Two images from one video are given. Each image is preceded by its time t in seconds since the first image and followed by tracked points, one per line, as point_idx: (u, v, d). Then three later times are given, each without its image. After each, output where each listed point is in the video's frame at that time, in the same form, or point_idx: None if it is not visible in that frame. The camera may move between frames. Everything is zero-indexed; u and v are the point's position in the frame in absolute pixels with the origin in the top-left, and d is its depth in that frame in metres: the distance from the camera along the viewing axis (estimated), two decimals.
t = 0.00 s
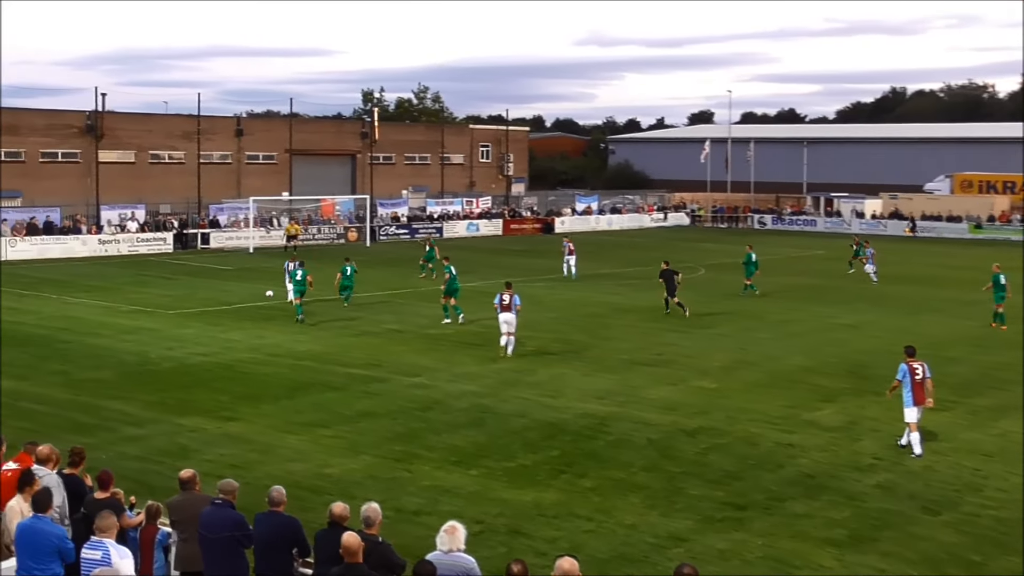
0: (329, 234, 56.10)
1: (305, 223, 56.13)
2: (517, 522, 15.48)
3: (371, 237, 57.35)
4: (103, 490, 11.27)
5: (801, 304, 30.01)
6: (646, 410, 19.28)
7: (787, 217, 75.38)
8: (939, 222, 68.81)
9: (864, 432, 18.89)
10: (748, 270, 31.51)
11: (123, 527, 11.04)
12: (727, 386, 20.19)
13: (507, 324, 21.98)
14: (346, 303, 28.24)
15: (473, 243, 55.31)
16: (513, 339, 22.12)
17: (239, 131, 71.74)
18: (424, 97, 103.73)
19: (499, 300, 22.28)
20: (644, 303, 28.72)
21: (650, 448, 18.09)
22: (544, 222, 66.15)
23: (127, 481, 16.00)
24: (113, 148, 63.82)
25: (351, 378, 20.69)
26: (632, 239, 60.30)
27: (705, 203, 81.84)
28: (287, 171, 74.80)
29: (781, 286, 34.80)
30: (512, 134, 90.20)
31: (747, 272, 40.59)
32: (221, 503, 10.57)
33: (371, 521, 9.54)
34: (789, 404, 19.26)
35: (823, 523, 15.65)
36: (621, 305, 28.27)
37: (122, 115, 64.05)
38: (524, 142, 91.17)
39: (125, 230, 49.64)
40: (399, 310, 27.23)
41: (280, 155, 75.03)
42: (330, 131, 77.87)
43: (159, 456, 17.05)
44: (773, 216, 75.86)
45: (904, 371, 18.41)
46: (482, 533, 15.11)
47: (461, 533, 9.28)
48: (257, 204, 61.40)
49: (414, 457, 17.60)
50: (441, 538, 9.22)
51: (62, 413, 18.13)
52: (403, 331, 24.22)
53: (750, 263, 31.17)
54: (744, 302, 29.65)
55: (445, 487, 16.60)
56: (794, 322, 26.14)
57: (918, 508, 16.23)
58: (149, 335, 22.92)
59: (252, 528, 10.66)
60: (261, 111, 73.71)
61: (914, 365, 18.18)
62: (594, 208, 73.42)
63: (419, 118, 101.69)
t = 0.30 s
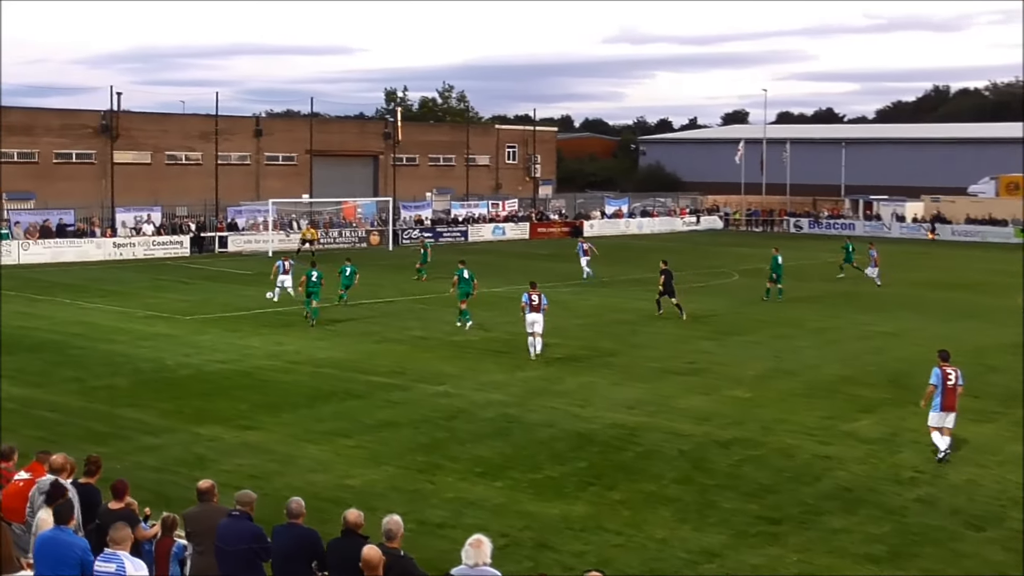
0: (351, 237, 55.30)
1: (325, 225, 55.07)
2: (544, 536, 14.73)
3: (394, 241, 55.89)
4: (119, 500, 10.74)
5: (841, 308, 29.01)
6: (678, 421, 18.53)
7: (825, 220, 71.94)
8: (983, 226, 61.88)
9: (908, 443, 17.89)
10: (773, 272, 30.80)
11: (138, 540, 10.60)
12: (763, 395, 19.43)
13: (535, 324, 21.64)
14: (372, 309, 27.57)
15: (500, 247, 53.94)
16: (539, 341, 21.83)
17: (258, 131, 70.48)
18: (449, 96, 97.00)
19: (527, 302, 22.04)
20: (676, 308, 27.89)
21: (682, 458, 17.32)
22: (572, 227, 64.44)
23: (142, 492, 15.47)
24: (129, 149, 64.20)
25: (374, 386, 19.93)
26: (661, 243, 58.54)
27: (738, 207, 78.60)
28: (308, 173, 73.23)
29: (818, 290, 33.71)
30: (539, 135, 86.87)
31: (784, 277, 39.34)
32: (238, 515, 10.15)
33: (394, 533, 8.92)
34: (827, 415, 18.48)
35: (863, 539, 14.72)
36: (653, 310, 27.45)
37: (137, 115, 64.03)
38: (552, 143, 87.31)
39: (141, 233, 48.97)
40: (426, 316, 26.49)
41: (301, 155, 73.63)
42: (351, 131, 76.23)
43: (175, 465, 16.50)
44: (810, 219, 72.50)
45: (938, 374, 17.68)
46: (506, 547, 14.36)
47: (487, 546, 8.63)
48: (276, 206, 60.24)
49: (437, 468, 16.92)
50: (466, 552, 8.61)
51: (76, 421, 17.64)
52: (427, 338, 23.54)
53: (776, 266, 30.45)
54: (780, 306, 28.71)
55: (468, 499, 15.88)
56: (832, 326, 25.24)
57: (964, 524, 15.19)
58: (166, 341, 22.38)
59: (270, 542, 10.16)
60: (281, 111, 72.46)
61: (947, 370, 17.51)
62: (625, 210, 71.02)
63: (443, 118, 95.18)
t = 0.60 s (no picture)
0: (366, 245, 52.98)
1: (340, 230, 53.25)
2: (568, 557, 13.86)
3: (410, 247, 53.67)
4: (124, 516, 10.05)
5: (877, 314, 27.93)
6: (708, 437, 17.64)
7: (861, 225, 68.10)
8: None
9: (951, 461, 16.85)
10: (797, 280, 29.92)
11: (141, 558, 9.80)
12: (798, 410, 18.52)
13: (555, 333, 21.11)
14: (390, 319, 26.74)
15: (519, 255, 52.60)
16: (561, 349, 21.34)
17: (270, 133, 68.34)
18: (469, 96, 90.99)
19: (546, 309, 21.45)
20: (705, 317, 26.95)
21: (712, 476, 16.41)
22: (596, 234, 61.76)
23: (145, 509, 14.75)
24: (135, 151, 62.63)
25: (389, 400, 19.10)
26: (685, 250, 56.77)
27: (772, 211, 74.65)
28: (321, 176, 71.43)
29: (850, 297, 32.58)
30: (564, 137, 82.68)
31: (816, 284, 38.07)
32: (247, 533, 9.43)
33: (409, 552, 8.41)
34: (866, 432, 17.56)
35: (904, 562, 13.72)
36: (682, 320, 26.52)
37: (145, 116, 62.42)
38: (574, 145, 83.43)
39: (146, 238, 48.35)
40: (445, 327, 25.61)
41: (313, 158, 71.61)
42: (367, 134, 74.24)
43: (183, 482, 15.77)
44: (845, 225, 68.68)
45: (971, 386, 16.63)
46: (525, 570, 13.48)
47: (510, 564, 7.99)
48: (289, 212, 59.20)
49: (456, 485, 16.07)
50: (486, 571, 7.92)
51: (80, 434, 16.94)
52: (446, 350, 22.68)
53: (800, 272, 29.63)
54: (812, 314, 27.72)
55: (488, 518, 15.02)
56: (868, 335, 24.26)
57: (1013, 546, 14.12)
58: (174, 351, 21.67)
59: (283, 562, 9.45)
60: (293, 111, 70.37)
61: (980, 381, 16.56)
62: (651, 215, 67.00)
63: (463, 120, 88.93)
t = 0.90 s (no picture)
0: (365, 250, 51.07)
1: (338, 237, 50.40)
2: None
3: (413, 255, 51.85)
4: (105, 545, 8.88)
5: (910, 326, 26.35)
6: (736, 458, 16.22)
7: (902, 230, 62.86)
8: None
9: (1003, 485, 15.22)
10: (822, 289, 28.63)
11: None
12: (832, 430, 17.10)
13: (568, 346, 19.98)
14: (395, 332, 25.23)
15: (531, 262, 50.54)
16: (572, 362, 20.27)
17: (261, 130, 60.10)
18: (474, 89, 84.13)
19: (561, 318, 20.32)
20: (726, 330, 25.47)
21: (739, 501, 14.90)
22: (613, 236, 58.36)
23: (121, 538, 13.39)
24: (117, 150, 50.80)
25: (391, 419, 17.63)
26: (703, 257, 54.29)
27: (804, 215, 69.37)
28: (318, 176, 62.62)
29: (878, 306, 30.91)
30: (578, 133, 75.83)
31: (843, 292, 36.21)
32: (236, 562, 8.28)
33: None
34: (907, 453, 16.14)
35: None
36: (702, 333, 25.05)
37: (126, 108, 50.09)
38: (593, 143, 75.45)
39: (128, 244, 45.83)
40: (453, 339, 24.03)
41: (309, 156, 63.02)
42: (368, 132, 65.38)
43: (165, 507, 14.42)
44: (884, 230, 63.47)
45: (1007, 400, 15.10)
46: None
47: None
48: (281, 216, 53.92)
49: (460, 510, 14.62)
50: None
51: (55, 455, 15.59)
52: (451, 365, 21.30)
53: (825, 279, 28.33)
54: (840, 326, 26.18)
55: (495, 546, 13.54)
56: (902, 348, 22.76)
57: None
58: (158, 366, 20.33)
59: None
60: (287, 107, 61.82)
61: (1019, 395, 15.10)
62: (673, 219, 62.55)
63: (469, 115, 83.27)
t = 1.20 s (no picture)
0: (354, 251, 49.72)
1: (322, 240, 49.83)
2: None
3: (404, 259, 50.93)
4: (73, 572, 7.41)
5: (929, 334, 25.25)
6: (752, 478, 15.10)
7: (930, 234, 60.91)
8: None
9: None
10: (836, 293, 27.53)
11: None
12: (854, 448, 15.96)
13: (572, 354, 19.30)
14: (388, 342, 24.09)
15: (531, 267, 49.29)
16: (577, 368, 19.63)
17: (242, 125, 58.58)
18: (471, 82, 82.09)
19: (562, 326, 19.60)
20: (736, 341, 24.38)
21: (758, 523, 13.75)
22: (618, 241, 57.77)
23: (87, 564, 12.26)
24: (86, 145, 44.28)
25: (381, 437, 16.52)
26: (708, 262, 53.02)
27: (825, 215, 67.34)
28: (302, 174, 61.85)
29: (894, 313, 29.80)
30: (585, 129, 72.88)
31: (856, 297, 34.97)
32: None
33: None
34: (937, 472, 15.02)
35: None
36: (711, 343, 23.93)
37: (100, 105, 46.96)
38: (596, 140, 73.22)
39: (98, 249, 43.52)
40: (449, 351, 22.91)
41: (293, 155, 61.85)
42: (357, 127, 64.72)
43: (137, 531, 13.29)
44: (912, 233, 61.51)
45: None
46: None
47: None
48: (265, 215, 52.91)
49: (456, 534, 13.46)
50: None
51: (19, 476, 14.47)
52: (447, 378, 20.21)
53: (839, 284, 27.22)
54: (855, 336, 25.07)
55: (493, 572, 12.37)
56: (923, 358, 21.67)
57: None
58: (133, 379, 19.24)
59: None
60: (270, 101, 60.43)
61: None
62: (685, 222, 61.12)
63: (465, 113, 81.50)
